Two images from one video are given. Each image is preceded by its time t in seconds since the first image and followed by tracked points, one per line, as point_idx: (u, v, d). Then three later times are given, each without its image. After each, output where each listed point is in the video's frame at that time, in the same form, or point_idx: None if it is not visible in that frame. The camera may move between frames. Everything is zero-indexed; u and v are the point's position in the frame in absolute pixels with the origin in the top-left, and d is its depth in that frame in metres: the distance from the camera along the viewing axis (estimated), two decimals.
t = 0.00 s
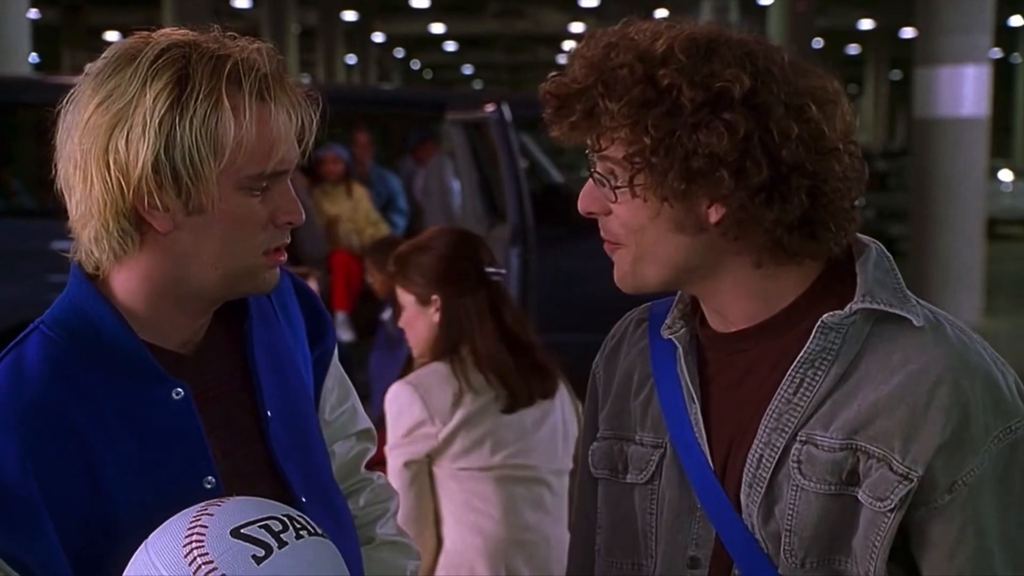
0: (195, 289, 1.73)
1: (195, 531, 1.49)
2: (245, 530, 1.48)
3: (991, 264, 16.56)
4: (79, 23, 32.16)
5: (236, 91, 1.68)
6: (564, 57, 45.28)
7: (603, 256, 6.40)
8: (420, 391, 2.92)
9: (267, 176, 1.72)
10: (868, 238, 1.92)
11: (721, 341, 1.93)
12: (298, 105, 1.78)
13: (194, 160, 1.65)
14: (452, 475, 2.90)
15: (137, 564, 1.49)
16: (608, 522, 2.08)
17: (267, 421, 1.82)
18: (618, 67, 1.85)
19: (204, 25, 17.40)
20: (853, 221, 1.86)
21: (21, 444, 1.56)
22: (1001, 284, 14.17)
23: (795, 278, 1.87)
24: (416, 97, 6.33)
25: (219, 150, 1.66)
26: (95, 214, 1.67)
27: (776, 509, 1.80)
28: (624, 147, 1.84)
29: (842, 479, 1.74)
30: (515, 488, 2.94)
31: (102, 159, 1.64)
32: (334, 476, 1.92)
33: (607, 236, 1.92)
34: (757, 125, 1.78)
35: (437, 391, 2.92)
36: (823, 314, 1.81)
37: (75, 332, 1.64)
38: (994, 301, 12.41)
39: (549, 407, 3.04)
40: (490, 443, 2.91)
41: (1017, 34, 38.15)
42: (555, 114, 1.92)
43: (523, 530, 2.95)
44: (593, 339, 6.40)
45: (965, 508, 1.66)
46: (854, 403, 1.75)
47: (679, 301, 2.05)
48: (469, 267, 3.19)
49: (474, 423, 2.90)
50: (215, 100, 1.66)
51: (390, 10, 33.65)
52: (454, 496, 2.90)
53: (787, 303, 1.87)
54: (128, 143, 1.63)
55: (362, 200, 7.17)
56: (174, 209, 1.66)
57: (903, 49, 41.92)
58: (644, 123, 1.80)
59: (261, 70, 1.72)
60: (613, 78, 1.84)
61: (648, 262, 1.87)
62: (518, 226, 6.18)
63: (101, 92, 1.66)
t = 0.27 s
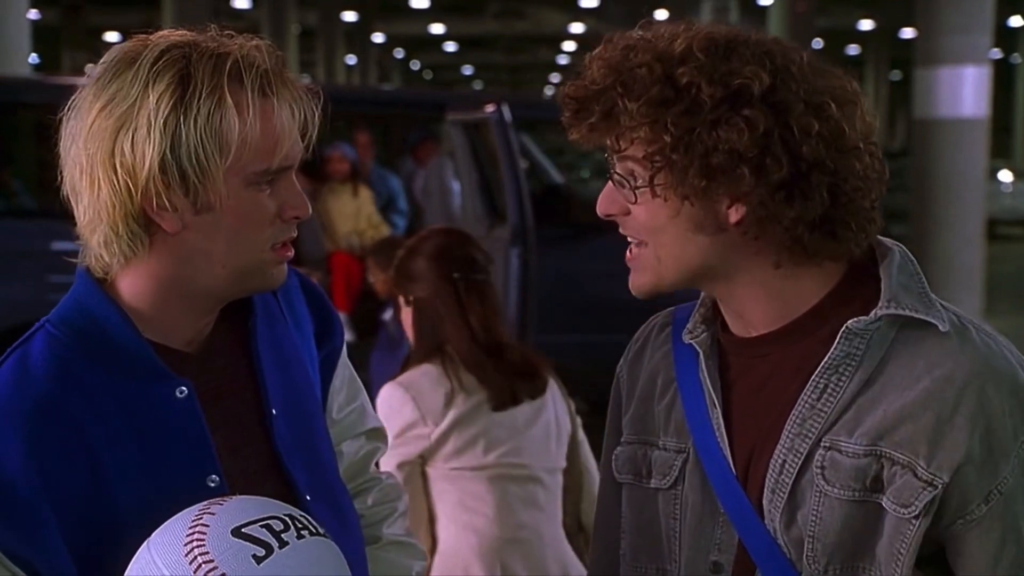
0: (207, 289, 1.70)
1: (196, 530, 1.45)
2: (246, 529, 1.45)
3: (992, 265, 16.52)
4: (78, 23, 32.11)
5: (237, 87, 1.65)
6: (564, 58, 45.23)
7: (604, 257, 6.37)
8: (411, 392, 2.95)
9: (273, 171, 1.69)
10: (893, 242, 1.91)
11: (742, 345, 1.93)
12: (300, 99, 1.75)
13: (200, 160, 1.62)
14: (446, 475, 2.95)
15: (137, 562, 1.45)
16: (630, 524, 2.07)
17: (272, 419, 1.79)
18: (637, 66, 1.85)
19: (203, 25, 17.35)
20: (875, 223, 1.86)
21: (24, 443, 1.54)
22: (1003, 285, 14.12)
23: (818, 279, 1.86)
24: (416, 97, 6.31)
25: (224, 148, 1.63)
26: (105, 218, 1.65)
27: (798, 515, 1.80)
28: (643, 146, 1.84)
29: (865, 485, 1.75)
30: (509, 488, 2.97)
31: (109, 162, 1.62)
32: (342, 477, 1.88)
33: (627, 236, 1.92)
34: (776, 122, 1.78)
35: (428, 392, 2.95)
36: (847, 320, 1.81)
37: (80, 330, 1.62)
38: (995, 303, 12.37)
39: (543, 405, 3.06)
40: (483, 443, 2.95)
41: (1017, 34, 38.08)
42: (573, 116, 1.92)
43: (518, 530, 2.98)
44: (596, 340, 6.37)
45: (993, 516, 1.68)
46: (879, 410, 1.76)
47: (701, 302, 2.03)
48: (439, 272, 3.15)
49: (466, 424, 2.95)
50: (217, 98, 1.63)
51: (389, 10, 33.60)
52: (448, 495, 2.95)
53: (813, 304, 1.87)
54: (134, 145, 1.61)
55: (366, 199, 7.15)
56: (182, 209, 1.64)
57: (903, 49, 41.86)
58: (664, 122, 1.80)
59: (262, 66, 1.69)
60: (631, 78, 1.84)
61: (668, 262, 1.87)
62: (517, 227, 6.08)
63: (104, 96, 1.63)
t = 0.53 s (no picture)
0: (234, 278, 1.72)
1: (201, 531, 1.44)
2: (251, 530, 1.43)
3: (992, 266, 16.50)
4: (77, 23, 32.04)
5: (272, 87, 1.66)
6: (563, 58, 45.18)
7: (605, 257, 6.36)
8: (406, 386, 2.94)
9: (298, 169, 1.71)
10: (920, 223, 1.92)
11: (759, 334, 1.93)
12: (318, 98, 1.77)
13: (249, 157, 1.62)
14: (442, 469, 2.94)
15: (142, 565, 1.44)
16: (646, 499, 2.08)
17: (274, 420, 1.77)
18: (653, 62, 1.86)
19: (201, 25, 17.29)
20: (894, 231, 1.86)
21: (26, 445, 1.52)
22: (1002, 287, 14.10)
23: (831, 280, 1.86)
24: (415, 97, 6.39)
25: (269, 145, 1.64)
26: (145, 222, 1.59)
27: (819, 496, 1.82)
28: (660, 141, 1.83)
29: (885, 466, 1.76)
30: (504, 481, 2.96)
31: (156, 164, 1.58)
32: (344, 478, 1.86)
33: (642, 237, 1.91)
34: (789, 118, 1.78)
35: (424, 386, 2.94)
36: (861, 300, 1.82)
37: (83, 328, 1.60)
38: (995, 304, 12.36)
39: (538, 398, 3.05)
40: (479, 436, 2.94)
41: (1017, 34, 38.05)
42: (590, 112, 1.93)
43: (514, 524, 2.97)
44: (597, 340, 6.36)
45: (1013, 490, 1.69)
46: (899, 390, 1.77)
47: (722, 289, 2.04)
48: (428, 264, 3.13)
49: (462, 417, 2.93)
50: (260, 97, 1.63)
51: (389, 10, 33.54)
52: (445, 489, 2.94)
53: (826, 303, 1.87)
54: (184, 147, 1.58)
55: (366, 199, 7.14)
56: (223, 208, 1.63)
57: (903, 49, 41.82)
58: (681, 116, 1.80)
59: (285, 66, 1.71)
60: (648, 74, 1.85)
61: (682, 257, 1.86)
62: (518, 227, 6.06)
63: (140, 98, 1.59)
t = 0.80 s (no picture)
0: (243, 275, 1.75)
1: (208, 535, 1.47)
2: (259, 536, 1.47)
3: (991, 265, 16.54)
4: (77, 23, 32.04)
5: (249, 77, 1.69)
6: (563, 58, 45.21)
7: (605, 257, 6.39)
8: (402, 373, 2.95)
9: (293, 152, 1.75)
10: (908, 227, 1.93)
11: (749, 330, 1.94)
12: (306, 81, 1.79)
13: (230, 151, 1.66)
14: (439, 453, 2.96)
15: (149, 566, 1.47)
16: (650, 506, 2.11)
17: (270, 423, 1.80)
18: (635, 48, 1.90)
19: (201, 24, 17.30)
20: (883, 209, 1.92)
21: (27, 445, 1.55)
22: (1001, 286, 14.14)
23: (819, 268, 1.88)
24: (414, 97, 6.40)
25: (250, 136, 1.68)
26: (139, 232, 1.65)
27: (803, 497, 1.82)
28: (642, 125, 1.88)
29: (868, 466, 1.77)
30: (502, 463, 3.00)
31: (139, 174, 1.63)
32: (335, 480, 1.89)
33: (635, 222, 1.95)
34: (764, 96, 1.82)
35: (419, 373, 2.95)
36: (848, 301, 1.84)
37: (82, 330, 1.62)
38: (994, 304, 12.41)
39: (539, 381, 3.08)
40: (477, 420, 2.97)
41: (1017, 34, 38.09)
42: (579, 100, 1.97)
43: (514, 505, 3.00)
44: (596, 340, 6.40)
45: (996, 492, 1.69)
46: (882, 390, 1.78)
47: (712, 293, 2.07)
48: (424, 251, 3.15)
49: (458, 401, 2.96)
50: (234, 90, 1.66)
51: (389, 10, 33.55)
52: (441, 471, 2.97)
53: (814, 293, 1.88)
54: (162, 152, 1.62)
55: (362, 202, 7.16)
56: (216, 205, 1.67)
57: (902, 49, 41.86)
58: (662, 99, 1.84)
59: (263, 54, 1.73)
60: (632, 59, 1.89)
61: (671, 238, 1.90)
62: (517, 227, 6.09)
63: (117, 111, 1.64)
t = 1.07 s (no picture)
0: (227, 276, 1.76)
1: (194, 544, 1.49)
2: (246, 547, 1.49)
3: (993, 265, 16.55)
4: (78, 23, 32.03)
5: (217, 74, 1.70)
6: (563, 58, 45.21)
7: (604, 258, 6.40)
8: (388, 379, 2.99)
9: (275, 147, 1.77)
10: (894, 226, 1.94)
11: (744, 331, 1.96)
12: (281, 72, 1.81)
13: (203, 150, 1.68)
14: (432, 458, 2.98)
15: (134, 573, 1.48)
16: (650, 510, 2.12)
17: (260, 430, 1.82)
18: (640, 42, 1.92)
19: (202, 24, 17.29)
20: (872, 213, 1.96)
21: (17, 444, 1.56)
22: (1003, 286, 14.14)
23: (812, 265, 1.90)
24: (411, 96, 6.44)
25: (223, 133, 1.70)
26: (118, 238, 1.68)
27: (798, 496, 1.84)
28: (647, 117, 1.90)
29: (862, 464, 1.78)
30: (500, 465, 3.01)
31: (112, 179, 1.66)
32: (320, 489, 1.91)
33: (628, 218, 1.97)
34: (774, 90, 1.85)
35: (407, 380, 2.99)
36: (842, 300, 1.86)
37: (75, 331, 1.64)
38: (996, 303, 12.41)
39: (536, 385, 3.10)
40: (469, 424, 2.99)
41: (1017, 34, 38.09)
42: (580, 92, 1.99)
43: (515, 506, 3.01)
44: (595, 341, 6.41)
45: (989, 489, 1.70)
46: (876, 389, 1.80)
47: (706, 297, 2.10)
48: (423, 262, 3.18)
49: (448, 407, 2.98)
50: (201, 88, 1.68)
51: (389, 10, 33.55)
52: (436, 475, 2.99)
53: (810, 293, 1.90)
54: (134, 155, 1.65)
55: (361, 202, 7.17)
56: (196, 205, 1.70)
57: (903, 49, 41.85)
58: (668, 90, 1.86)
59: (233, 50, 1.75)
60: (637, 52, 1.91)
61: (669, 235, 1.91)
62: (517, 227, 6.10)
63: (88, 117, 1.67)
